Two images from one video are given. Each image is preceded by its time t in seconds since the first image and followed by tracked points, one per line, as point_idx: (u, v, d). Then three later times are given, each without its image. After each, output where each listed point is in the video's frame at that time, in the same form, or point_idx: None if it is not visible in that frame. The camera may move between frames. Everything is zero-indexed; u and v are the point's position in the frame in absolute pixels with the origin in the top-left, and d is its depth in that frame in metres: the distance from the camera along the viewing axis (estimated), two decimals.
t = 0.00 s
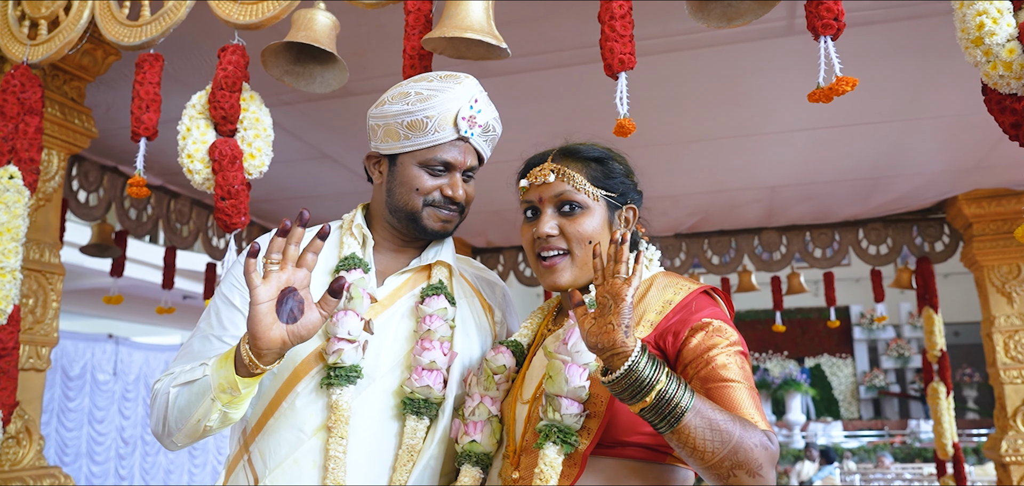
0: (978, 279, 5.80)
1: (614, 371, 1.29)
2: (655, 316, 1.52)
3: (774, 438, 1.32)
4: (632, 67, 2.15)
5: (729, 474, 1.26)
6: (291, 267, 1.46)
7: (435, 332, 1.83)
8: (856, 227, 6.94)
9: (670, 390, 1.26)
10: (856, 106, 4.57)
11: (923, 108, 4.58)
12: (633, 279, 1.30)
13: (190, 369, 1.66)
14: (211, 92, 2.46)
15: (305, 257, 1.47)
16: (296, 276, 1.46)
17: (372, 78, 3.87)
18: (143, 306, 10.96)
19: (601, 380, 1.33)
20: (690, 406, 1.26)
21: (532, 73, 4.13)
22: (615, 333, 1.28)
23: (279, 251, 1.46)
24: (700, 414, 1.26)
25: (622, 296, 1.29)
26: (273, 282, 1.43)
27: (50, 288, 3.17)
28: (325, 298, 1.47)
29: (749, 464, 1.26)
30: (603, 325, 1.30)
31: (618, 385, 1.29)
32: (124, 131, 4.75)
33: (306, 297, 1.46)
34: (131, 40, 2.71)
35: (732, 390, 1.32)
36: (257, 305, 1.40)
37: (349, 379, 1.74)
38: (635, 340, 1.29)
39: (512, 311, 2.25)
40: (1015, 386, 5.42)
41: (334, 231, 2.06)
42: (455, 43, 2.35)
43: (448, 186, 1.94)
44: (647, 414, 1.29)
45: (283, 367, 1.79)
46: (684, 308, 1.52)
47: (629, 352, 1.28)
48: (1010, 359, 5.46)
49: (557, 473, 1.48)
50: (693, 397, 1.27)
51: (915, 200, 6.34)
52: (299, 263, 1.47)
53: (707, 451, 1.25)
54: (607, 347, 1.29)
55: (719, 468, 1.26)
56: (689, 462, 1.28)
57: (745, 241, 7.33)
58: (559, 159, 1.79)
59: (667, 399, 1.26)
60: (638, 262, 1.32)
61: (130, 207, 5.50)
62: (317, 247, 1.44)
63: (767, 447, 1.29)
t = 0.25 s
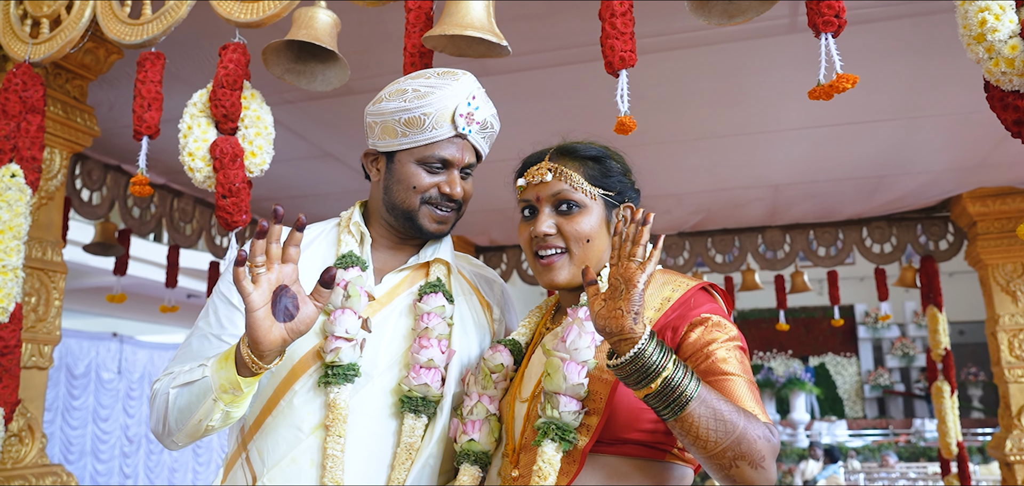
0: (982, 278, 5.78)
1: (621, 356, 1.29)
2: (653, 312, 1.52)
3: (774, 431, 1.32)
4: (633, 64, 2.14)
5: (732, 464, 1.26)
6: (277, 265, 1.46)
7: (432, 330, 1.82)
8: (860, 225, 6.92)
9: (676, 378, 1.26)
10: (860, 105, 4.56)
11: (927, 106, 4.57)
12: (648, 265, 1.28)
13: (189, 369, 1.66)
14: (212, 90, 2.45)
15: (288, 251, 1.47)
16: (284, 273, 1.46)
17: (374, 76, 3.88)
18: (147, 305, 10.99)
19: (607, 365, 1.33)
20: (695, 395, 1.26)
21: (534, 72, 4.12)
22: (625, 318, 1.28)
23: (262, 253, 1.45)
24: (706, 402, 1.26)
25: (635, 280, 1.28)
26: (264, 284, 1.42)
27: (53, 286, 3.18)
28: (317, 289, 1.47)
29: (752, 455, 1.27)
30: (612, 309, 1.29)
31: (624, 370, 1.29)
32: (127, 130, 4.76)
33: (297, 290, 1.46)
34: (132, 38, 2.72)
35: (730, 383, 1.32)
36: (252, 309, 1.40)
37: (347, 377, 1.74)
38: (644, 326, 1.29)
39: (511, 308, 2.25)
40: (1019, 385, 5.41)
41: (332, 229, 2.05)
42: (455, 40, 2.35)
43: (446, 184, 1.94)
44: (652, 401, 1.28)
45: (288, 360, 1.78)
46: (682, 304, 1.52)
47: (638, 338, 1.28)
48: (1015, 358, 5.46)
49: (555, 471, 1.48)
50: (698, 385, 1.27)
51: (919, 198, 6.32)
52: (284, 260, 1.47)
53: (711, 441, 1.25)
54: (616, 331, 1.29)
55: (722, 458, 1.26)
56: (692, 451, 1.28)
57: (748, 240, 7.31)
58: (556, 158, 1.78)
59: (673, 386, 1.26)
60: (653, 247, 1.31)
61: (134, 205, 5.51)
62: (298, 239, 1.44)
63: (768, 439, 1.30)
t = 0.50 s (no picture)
0: (986, 276, 5.76)
1: (621, 350, 1.28)
2: (653, 309, 1.52)
3: (775, 426, 1.32)
4: (634, 62, 2.14)
5: (733, 458, 1.26)
6: (287, 267, 1.46)
7: (430, 328, 1.82)
8: (863, 224, 6.89)
9: (676, 371, 1.25)
10: (862, 102, 4.54)
11: (930, 103, 4.55)
12: (646, 259, 1.29)
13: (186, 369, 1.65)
14: (212, 89, 2.45)
15: (300, 257, 1.46)
16: (292, 277, 1.45)
17: (375, 75, 3.87)
18: (150, 303, 11.00)
19: (606, 359, 1.32)
20: (696, 388, 1.25)
21: (535, 70, 4.11)
22: (625, 309, 1.28)
23: (276, 252, 1.45)
24: (705, 396, 1.25)
25: (633, 274, 1.28)
26: (269, 282, 1.42)
27: (54, 285, 3.19)
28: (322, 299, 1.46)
29: (753, 448, 1.26)
30: (611, 302, 1.29)
31: (623, 363, 1.28)
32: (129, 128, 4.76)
33: (302, 297, 1.46)
34: (133, 37, 2.72)
35: (730, 377, 1.32)
36: (254, 308, 1.40)
37: (345, 376, 1.74)
38: (643, 319, 1.29)
39: (510, 305, 2.25)
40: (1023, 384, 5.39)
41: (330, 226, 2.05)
42: (456, 38, 2.35)
43: (441, 180, 1.93)
44: (652, 395, 1.27)
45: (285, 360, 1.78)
46: (681, 301, 1.51)
47: (637, 330, 1.27)
48: (1018, 357, 5.44)
49: (556, 469, 1.47)
50: (698, 378, 1.26)
51: (922, 196, 6.30)
52: (296, 263, 1.46)
53: (711, 434, 1.25)
54: (615, 324, 1.28)
55: (723, 451, 1.26)
56: (693, 444, 1.27)
57: (751, 238, 7.29)
58: (556, 156, 1.78)
59: (673, 379, 1.25)
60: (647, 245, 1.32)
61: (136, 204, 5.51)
62: (312, 247, 1.42)
63: (769, 432, 1.30)
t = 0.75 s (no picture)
0: (990, 275, 5.72)
1: (618, 350, 1.28)
2: (653, 308, 1.51)
3: (776, 423, 1.31)
4: (635, 59, 2.13)
5: (734, 455, 1.25)
6: (279, 265, 1.46)
7: (429, 326, 1.82)
8: (866, 222, 6.88)
9: (675, 369, 1.25)
10: (865, 100, 4.53)
11: (933, 101, 4.53)
12: (641, 260, 1.29)
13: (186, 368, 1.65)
14: (214, 87, 2.45)
15: (290, 252, 1.46)
16: (285, 274, 1.46)
17: (376, 73, 3.87)
18: (154, 301, 11.02)
19: (604, 359, 1.32)
20: (694, 386, 1.25)
21: (537, 68, 4.11)
22: (621, 311, 1.28)
23: (265, 253, 1.44)
24: (704, 395, 1.25)
25: (630, 273, 1.28)
26: (264, 284, 1.42)
27: (56, 283, 3.20)
28: (317, 291, 1.47)
29: (753, 446, 1.26)
30: (608, 301, 1.29)
31: (622, 363, 1.28)
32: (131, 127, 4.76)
33: (297, 293, 1.46)
34: (135, 35, 2.71)
35: (730, 375, 1.32)
36: (251, 308, 1.40)
37: (343, 375, 1.74)
38: (640, 319, 1.29)
39: (509, 304, 2.25)
40: None
41: (329, 224, 2.06)
42: (457, 36, 2.34)
43: (427, 174, 1.92)
44: (651, 394, 1.27)
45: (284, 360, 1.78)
46: (681, 299, 1.51)
47: (635, 330, 1.27)
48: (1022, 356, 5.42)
49: (557, 468, 1.47)
50: (697, 376, 1.26)
51: (926, 195, 6.28)
52: (286, 260, 1.46)
53: (711, 432, 1.24)
54: (612, 325, 1.28)
55: (723, 449, 1.25)
56: (693, 443, 1.27)
57: (754, 236, 7.28)
58: (555, 155, 1.78)
59: (672, 378, 1.25)
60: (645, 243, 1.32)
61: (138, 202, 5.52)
62: (300, 241, 1.43)
63: (770, 429, 1.29)
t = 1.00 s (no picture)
0: (994, 273, 5.70)
1: (620, 346, 1.28)
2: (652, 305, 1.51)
3: (776, 421, 1.31)
4: (637, 57, 2.13)
5: (733, 454, 1.25)
6: (283, 264, 1.45)
7: (427, 324, 1.82)
8: (869, 220, 6.86)
9: (675, 367, 1.25)
10: (869, 98, 4.51)
11: (937, 99, 4.51)
12: (647, 255, 1.28)
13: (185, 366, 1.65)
14: (215, 85, 2.45)
15: (295, 253, 1.46)
16: (289, 274, 1.46)
17: (379, 71, 3.87)
18: (158, 299, 11.05)
19: (606, 356, 1.32)
20: (694, 384, 1.25)
21: (539, 66, 4.10)
22: (623, 306, 1.27)
23: (270, 251, 1.45)
24: (703, 393, 1.25)
25: (632, 270, 1.27)
26: (266, 281, 1.42)
27: (60, 281, 3.20)
28: (318, 293, 1.46)
29: (753, 445, 1.26)
30: (610, 297, 1.29)
31: (623, 359, 1.28)
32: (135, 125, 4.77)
33: (298, 293, 1.46)
34: (137, 33, 2.72)
35: (730, 373, 1.32)
36: (251, 306, 1.40)
37: (342, 373, 1.74)
38: (640, 317, 1.28)
39: (509, 303, 2.24)
40: None
41: (329, 221, 2.06)
42: (458, 34, 2.34)
43: (419, 168, 1.91)
44: (651, 391, 1.27)
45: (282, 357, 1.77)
46: (681, 296, 1.51)
47: (636, 326, 1.27)
48: None
49: (556, 466, 1.47)
50: (697, 374, 1.26)
51: (930, 193, 6.26)
52: (291, 260, 1.46)
53: (711, 430, 1.24)
54: (614, 320, 1.28)
55: (722, 448, 1.25)
56: (692, 441, 1.27)
57: (757, 234, 7.26)
58: (555, 153, 1.77)
59: (672, 376, 1.25)
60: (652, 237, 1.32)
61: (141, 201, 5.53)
62: (306, 242, 1.43)
63: (770, 428, 1.29)
